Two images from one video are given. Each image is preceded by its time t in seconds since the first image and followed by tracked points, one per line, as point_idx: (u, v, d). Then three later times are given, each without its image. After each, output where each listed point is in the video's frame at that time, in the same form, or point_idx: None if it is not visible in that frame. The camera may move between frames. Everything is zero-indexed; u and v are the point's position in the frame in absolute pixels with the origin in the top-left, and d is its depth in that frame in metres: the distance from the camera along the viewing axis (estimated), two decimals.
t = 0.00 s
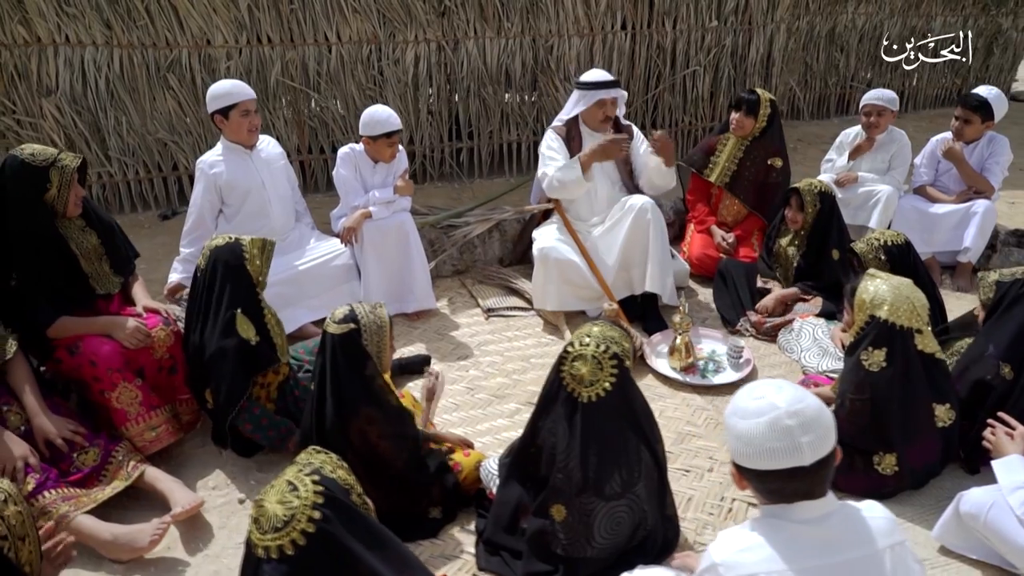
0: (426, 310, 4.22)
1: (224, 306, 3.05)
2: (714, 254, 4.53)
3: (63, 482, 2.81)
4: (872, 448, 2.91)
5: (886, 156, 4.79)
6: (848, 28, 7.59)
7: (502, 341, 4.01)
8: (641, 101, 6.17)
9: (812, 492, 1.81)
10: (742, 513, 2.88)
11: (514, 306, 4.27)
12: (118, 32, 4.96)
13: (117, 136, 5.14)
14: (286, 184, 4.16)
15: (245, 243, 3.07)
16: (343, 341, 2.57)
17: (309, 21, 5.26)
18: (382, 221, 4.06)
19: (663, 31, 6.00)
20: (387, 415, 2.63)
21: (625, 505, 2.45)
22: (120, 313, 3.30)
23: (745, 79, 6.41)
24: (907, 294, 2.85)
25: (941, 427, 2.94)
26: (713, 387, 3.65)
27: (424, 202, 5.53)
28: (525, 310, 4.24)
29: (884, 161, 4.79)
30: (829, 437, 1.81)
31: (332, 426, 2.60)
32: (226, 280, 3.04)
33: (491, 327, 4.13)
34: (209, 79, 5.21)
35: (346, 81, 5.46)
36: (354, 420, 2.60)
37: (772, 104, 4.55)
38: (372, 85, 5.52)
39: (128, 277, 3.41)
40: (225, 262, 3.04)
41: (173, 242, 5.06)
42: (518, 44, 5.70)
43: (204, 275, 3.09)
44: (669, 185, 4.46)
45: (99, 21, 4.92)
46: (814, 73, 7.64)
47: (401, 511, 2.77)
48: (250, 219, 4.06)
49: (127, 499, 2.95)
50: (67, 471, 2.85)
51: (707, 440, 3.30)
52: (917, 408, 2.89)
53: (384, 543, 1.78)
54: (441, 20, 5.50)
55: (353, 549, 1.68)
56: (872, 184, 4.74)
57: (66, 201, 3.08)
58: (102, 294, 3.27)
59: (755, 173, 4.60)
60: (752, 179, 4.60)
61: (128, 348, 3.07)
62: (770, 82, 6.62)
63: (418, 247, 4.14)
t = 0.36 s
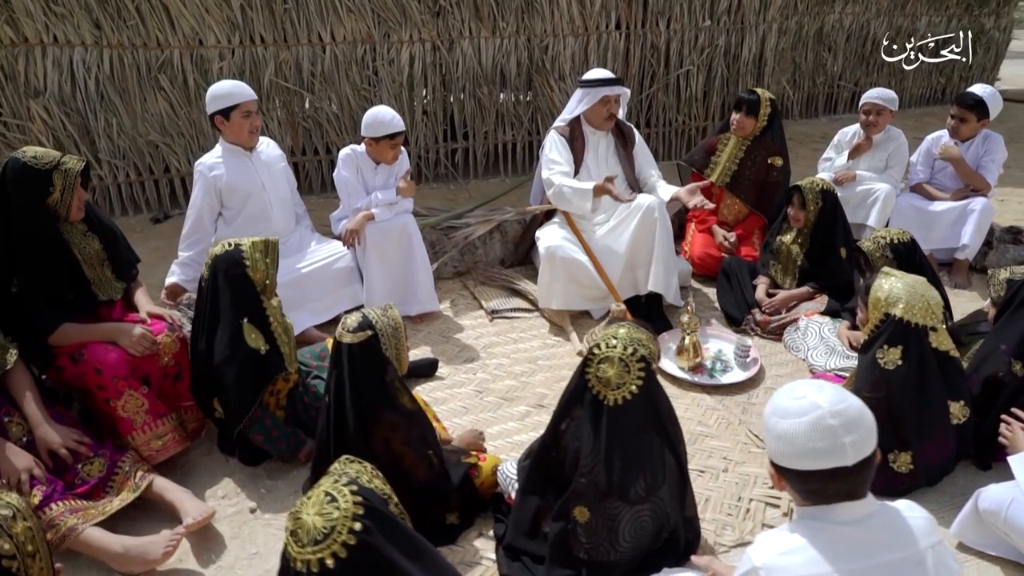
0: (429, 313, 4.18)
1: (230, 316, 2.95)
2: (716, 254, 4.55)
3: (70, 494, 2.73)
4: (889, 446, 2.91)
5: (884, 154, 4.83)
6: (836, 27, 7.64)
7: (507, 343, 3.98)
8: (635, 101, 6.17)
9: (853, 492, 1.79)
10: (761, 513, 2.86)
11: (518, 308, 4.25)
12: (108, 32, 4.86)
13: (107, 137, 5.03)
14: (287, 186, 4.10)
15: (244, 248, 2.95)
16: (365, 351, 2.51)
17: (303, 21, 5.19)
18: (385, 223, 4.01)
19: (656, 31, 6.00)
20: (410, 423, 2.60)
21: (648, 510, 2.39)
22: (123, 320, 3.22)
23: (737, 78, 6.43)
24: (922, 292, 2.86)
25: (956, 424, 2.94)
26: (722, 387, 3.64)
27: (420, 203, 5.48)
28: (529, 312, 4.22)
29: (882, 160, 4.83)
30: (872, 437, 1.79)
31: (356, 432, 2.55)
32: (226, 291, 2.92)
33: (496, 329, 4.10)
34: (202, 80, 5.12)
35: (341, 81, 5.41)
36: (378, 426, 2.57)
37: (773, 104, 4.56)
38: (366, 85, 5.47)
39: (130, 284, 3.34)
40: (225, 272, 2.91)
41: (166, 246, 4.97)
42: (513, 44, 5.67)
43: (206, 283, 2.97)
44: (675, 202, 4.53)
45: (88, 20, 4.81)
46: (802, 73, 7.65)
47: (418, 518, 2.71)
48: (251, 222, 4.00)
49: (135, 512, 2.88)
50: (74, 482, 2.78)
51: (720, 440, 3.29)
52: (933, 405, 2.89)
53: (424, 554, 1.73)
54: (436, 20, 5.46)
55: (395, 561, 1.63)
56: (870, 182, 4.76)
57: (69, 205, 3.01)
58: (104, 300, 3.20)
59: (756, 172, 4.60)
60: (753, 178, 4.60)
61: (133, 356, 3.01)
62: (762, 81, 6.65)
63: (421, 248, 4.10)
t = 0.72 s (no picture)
0: (429, 314, 4.13)
1: (235, 324, 2.90)
2: (715, 253, 4.54)
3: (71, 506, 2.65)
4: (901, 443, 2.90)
5: (879, 153, 4.86)
6: (823, 26, 7.68)
7: (509, 344, 3.94)
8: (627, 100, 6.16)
9: (888, 493, 1.76)
10: (775, 513, 2.84)
11: (519, 309, 4.21)
12: (94, 31, 4.74)
13: (94, 139, 4.92)
14: (283, 188, 4.04)
15: (251, 255, 2.90)
16: (375, 354, 2.47)
17: (294, 19, 5.11)
18: (384, 224, 3.95)
19: (649, 30, 5.99)
20: (422, 429, 2.53)
21: (669, 516, 2.34)
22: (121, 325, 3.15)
23: (728, 77, 6.44)
24: (932, 290, 2.86)
25: (967, 420, 2.94)
26: (728, 386, 3.63)
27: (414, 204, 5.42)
28: (530, 313, 4.18)
29: (878, 158, 4.86)
30: (908, 438, 1.76)
31: (366, 441, 2.50)
32: (228, 298, 2.88)
33: (497, 330, 4.06)
34: (191, 80, 5.03)
35: (332, 81, 5.34)
36: (388, 436, 2.51)
37: (771, 102, 4.55)
38: (358, 85, 5.40)
39: (127, 288, 3.26)
40: (228, 278, 2.87)
41: (157, 249, 4.87)
42: (506, 43, 5.63)
43: (210, 288, 2.92)
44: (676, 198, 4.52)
45: (74, 19, 4.70)
46: (790, 71, 7.68)
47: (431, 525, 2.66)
48: (247, 224, 3.92)
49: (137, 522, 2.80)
50: (75, 492, 2.70)
51: (729, 439, 3.27)
52: (944, 402, 2.88)
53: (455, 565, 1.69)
54: (428, 18, 5.40)
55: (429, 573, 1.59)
56: (866, 179, 4.78)
57: (67, 207, 2.93)
58: (101, 305, 3.12)
59: (753, 171, 4.61)
60: (750, 177, 4.61)
61: (133, 362, 2.93)
62: (752, 80, 6.66)
63: (421, 249, 4.05)
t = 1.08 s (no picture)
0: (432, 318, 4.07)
1: (240, 330, 2.81)
2: (715, 253, 4.52)
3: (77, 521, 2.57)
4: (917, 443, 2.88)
5: (877, 152, 4.87)
6: (811, 26, 7.71)
7: (514, 347, 3.89)
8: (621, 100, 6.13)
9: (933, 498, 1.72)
10: (793, 516, 2.82)
11: (522, 311, 4.16)
12: (82, 30, 4.63)
13: (82, 141, 4.80)
14: (282, 190, 3.96)
15: (255, 260, 2.81)
16: (394, 357, 2.40)
17: (286, 18, 5.02)
18: (385, 226, 3.89)
19: (643, 29, 5.96)
20: (441, 439, 2.49)
21: (698, 534, 2.27)
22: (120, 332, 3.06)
23: (721, 76, 6.43)
24: (946, 289, 2.85)
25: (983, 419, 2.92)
26: (736, 387, 3.61)
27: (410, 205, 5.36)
28: (533, 315, 4.14)
29: (876, 157, 4.87)
30: (970, 442, 1.62)
31: (386, 445, 2.44)
32: (232, 305, 2.80)
33: (500, 333, 4.01)
34: (182, 81, 4.92)
35: (325, 81, 5.26)
36: (409, 444, 2.46)
37: (771, 102, 4.54)
38: (351, 85, 5.33)
39: (127, 295, 3.18)
40: (231, 285, 2.79)
41: (148, 253, 4.77)
42: (500, 43, 5.58)
43: (213, 294, 2.84)
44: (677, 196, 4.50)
45: (61, 18, 4.58)
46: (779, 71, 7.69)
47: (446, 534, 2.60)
48: (245, 228, 3.85)
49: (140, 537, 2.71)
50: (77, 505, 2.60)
51: (741, 441, 3.24)
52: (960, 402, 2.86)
53: None
54: (422, 18, 5.34)
55: None
56: (864, 178, 4.79)
57: (65, 212, 2.85)
58: (100, 312, 3.03)
59: (752, 171, 4.60)
60: (751, 177, 4.59)
61: (135, 371, 2.83)
62: (745, 79, 6.65)
63: (422, 251, 3.98)
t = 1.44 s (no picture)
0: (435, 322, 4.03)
1: (252, 339, 2.73)
2: (716, 254, 4.51)
3: (81, 536, 2.46)
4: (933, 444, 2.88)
5: (874, 151, 4.88)
6: (799, 26, 7.74)
7: (520, 351, 3.84)
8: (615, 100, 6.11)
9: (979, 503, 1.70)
10: (812, 519, 2.80)
11: (526, 314, 4.12)
12: (69, 31, 4.52)
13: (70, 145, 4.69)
14: (281, 195, 3.89)
15: (268, 267, 2.73)
16: (413, 365, 2.33)
17: (279, 19, 4.93)
18: (388, 231, 3.83)
19: (636, 29, 5.95)
20: (460, 449, 2.43)
21: (727, 541, 2.27)
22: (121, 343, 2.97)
23: (714, 76, 6.43)
24: (961, 289, 2.85)
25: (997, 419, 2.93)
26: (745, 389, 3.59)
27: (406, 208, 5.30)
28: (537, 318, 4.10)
29: (873, 157, 4.89)
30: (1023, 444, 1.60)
31: (404, 458, 2.39)
32: (244, 313, 2.72)
33: (505, 337, 3.96)
34: (173, 83, 4.82)
35: (319, 83, 5.18)
36: (429, 455, 2.40)
37: (772, 103, 4.53)
38: (345, 87, 5.26)
39: (126, 303, 3.09)
40: (243, 292, 2.72)
41: (141, 259, 4.66)
42: (495, 43, 5.53)
43: (225, 300, 2.77)
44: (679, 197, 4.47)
45: (48, 19, 4.46)
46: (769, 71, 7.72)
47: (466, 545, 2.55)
48: (245, 234, 3.77)
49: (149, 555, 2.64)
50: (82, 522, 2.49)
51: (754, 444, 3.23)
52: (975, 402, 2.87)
53: None
54: (416, 18, 5.28)
55: None
56: (862, 178, 4.81)
57: (64, 220, 2.76)
58: (100, 322, 2.94)
59: (753, 172, 4.60)
60: (751, 177, 4.59)
61: (140, 383, 2.74)
62: (737, 79, 6.65)
63: (425, 254, 3.93)
